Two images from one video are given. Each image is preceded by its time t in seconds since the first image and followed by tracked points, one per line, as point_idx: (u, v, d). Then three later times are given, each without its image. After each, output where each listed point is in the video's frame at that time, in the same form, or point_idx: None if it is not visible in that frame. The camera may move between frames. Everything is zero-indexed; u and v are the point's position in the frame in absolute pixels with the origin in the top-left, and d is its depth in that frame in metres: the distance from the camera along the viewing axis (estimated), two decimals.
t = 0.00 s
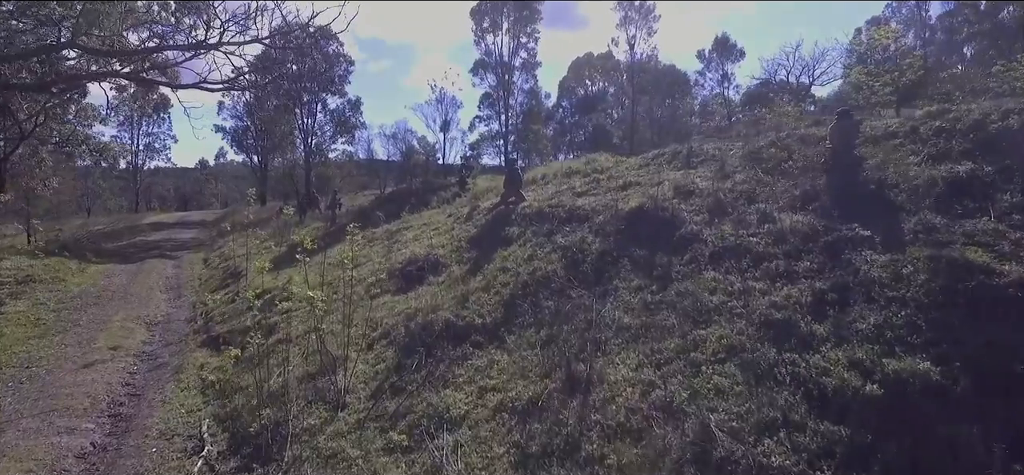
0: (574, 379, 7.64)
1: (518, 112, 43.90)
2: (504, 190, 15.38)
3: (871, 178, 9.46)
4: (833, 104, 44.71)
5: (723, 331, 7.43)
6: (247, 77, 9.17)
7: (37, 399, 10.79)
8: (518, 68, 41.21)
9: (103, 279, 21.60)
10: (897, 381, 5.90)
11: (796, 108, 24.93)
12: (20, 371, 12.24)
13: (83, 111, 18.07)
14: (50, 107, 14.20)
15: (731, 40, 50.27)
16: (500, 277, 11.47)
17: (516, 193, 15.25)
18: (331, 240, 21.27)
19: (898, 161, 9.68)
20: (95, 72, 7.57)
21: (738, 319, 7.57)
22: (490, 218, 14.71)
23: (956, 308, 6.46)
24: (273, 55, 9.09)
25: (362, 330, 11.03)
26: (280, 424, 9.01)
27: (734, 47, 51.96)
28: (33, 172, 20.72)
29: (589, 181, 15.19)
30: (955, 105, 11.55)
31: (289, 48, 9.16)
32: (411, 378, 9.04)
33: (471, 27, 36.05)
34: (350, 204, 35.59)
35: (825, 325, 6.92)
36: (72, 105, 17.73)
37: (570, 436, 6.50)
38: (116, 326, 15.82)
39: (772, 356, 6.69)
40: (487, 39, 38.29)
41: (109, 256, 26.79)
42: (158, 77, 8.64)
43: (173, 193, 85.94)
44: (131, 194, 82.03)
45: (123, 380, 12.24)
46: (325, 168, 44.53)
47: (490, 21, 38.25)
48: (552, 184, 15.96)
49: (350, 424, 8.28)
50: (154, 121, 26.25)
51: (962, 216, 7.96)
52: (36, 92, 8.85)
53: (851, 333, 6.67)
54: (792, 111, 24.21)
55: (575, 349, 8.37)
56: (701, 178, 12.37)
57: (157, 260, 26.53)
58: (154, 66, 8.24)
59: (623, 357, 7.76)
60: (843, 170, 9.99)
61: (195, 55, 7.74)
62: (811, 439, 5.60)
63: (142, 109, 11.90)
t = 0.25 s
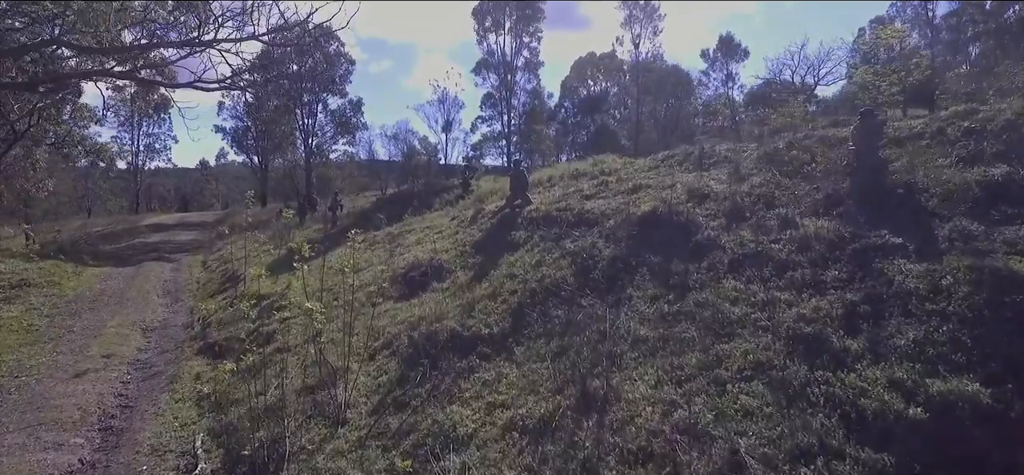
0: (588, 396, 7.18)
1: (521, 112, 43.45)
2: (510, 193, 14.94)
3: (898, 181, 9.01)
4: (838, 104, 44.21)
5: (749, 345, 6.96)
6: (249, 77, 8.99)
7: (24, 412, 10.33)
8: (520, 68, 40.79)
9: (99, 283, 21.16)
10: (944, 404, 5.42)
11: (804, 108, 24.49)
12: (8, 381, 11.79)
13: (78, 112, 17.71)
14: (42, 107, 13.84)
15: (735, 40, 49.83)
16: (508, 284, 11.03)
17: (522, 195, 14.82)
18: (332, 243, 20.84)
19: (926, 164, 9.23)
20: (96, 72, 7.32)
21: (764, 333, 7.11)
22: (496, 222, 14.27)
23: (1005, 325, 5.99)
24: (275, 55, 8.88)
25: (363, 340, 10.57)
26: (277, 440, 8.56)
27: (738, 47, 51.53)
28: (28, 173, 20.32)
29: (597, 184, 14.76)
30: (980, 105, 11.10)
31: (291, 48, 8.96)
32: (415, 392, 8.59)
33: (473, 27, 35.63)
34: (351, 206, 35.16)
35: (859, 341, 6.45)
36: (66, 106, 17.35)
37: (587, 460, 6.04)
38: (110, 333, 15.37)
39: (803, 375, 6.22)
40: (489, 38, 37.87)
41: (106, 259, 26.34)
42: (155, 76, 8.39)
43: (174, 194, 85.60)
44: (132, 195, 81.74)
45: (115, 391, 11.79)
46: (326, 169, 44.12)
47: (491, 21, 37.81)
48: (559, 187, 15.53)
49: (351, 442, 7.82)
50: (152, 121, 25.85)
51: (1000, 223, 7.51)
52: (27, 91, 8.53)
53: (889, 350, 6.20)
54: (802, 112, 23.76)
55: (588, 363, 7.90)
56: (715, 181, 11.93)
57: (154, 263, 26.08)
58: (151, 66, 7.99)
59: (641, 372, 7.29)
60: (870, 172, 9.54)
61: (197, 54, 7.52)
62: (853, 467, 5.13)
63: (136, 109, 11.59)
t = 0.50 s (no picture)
0: (605, 417, 6.71)
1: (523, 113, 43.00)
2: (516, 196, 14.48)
3: (929, 187, 8.56)
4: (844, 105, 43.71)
5: (778, 364, 6.50)
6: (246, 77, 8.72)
7: (10, 427, 9.88)
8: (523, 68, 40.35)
9: (95, 288, 20.74)
10: (1000, 434, 4.95)
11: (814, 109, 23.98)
12: None
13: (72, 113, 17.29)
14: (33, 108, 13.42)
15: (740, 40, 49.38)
16: (515, 293, 10.57)
17: (529, 199, 14.36)
18: (332, 247, 20.41)
19: (957, 168, 8.78)
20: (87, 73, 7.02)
21: (793, 351, 6.64)
22: (502, 227, 13.82)
23: None
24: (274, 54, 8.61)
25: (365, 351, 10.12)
26: (274, 460, 8.10)
27: (743, 47, 51.05)
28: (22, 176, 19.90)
29: (605, 187, 14.31)
30: (1008, 107, 10.64)
31: (291, 48, 8.67)
32: (419, 410, 8.13)
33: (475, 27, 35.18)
34: (352, 208, 34.72)
35: (899, 361, 5.98)
36: (60, 106, 16.94)
37: None
38: (103, 341, 14.93)
39: (840, 398, 5.75)
40: (492, 38, 37.40)
41: (103, 262, 25.93)
42: (151, 77, 8.11)
43: (174, 195, 85.16)
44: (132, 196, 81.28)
45: (107, 403, 11.34)
46: (327, 170, 43.70)
47: (494, 21, 37.34)
48: (566, 190, 15.07)
49: (352, 465, 7.36)
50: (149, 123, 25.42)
51: None
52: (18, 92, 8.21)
53: (932, 372, 5.74)
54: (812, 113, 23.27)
55: (603, 380, 7.44)
56: (730, 186, 11.47)
57: (152, 266, 25.66)
58: (146, 66, 7.71)
59: (661, 392, 6.82)
60: (897, 175, 9.11)
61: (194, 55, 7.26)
62: None
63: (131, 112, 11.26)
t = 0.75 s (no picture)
0: (623, 442, 6.25)
1: (526, 113, 42.55)
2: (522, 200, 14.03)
3: (964, 194, 8.14)
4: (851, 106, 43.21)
5: (811, 387, 6.03)
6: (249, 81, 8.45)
7: None
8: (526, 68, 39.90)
9: (90, 293, 20.31)
10: None
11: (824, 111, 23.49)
12: None
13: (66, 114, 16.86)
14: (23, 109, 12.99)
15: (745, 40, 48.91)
16: (523, 303, 10.11)
17: (535, 204, 13.91)
18: (333, 251, 19.98)
19: (992, 175, 8.34)
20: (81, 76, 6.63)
21: (827, 371, 6.17)
22: (507, 232, 13.37)
23: None
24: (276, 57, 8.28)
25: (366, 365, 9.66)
26: None
27: (748, 47, 50.58)
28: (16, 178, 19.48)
29: (614, 191, 13.86)
30: None
31: (292, 47, 8.34)
32: (423, 430, 7.66)
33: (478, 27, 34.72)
34: (353, 210, 34.29)
35: (945, 386, 5.51)
36: (54, 107, 16.52)
37: None
38: (96, 350, 14.49)
39: (884, 426, 5.27)
40: (495, 38, 36.96)
41: (100, 265, 25.52)
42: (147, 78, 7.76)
43: (175, 196, 84.77)
44: (133, 197, 80.88)
45: (97, 416, 10.89)
46: (328, 171, 43.29)
47: (496, 20, 36.88)
48: (574, 194, 14.64)
49: None
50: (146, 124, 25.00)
51: None
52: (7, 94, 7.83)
53: (984, 398, 5.27)
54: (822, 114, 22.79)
55: (620, 400, 6.98)
56: (747, 191, 11.02)
57: (149, 270, 25.23)
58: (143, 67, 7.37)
59: (683, 415, 6.35)
60: (926, 182, 8.69)
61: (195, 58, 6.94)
62: None
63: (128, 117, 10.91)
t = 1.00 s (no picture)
0: (646, 472, 5.77)
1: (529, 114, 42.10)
2: (528, 205, 13.58)
3: (1001, 202, 7.74)
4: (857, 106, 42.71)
5: (849, 413, 5.55)
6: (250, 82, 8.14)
7: None
8: (529, 68, 39.44)
9: (85, 298, 19.88)
10: None
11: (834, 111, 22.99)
12: None
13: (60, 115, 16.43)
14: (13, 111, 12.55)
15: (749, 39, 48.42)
16: (531, 314, 9.65)
17: (542, 208, 13.45)
18: (333, 255, 19.54)
19: None
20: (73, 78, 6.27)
21: (866, 397, 5.71)
22: (513, 238, 12.91)
23: None
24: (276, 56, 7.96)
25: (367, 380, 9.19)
26: None
27: (753, 46, 50.09)
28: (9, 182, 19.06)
29: (624, 195, 13.41)
30: None
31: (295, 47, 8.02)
32: (428, 453, 7.19)
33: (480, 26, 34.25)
34: (354, 212, 33.85)
35: (1001, 415, 5.05)
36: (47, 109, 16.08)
37: None
38: (89, 359, 14.05)
39: (936, 461, 4.80)
40: (497, 38, 36.50)
41: (97, 269, 25.10)
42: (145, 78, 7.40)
43: (175, 197, 84.40)
44: (133, 198, 80.48)
45: (87, 432, 10.44)
46: (328, 172, 42.87)
47: (498, 20, 36.40)
48: (582, 198, 14.19)
49: None
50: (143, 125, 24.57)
51: None
52: None
53: None
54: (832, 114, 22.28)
55: (639, 424, 6.51)
56: (765, 196, 10.56)
57: (146, 274, 24.80)
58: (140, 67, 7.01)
59: (710, 443, 5.87)
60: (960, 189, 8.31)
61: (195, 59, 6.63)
62: None
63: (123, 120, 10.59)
